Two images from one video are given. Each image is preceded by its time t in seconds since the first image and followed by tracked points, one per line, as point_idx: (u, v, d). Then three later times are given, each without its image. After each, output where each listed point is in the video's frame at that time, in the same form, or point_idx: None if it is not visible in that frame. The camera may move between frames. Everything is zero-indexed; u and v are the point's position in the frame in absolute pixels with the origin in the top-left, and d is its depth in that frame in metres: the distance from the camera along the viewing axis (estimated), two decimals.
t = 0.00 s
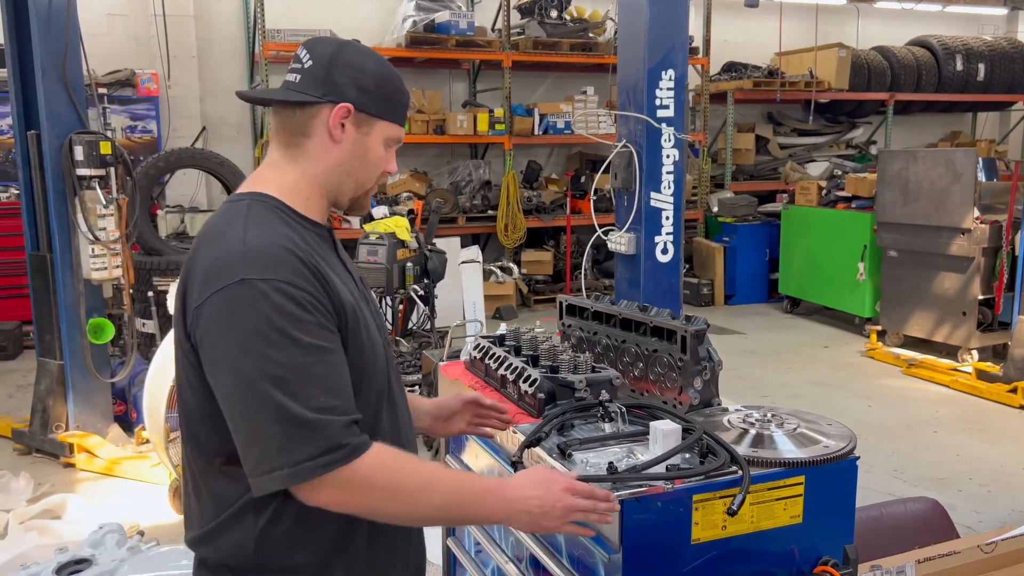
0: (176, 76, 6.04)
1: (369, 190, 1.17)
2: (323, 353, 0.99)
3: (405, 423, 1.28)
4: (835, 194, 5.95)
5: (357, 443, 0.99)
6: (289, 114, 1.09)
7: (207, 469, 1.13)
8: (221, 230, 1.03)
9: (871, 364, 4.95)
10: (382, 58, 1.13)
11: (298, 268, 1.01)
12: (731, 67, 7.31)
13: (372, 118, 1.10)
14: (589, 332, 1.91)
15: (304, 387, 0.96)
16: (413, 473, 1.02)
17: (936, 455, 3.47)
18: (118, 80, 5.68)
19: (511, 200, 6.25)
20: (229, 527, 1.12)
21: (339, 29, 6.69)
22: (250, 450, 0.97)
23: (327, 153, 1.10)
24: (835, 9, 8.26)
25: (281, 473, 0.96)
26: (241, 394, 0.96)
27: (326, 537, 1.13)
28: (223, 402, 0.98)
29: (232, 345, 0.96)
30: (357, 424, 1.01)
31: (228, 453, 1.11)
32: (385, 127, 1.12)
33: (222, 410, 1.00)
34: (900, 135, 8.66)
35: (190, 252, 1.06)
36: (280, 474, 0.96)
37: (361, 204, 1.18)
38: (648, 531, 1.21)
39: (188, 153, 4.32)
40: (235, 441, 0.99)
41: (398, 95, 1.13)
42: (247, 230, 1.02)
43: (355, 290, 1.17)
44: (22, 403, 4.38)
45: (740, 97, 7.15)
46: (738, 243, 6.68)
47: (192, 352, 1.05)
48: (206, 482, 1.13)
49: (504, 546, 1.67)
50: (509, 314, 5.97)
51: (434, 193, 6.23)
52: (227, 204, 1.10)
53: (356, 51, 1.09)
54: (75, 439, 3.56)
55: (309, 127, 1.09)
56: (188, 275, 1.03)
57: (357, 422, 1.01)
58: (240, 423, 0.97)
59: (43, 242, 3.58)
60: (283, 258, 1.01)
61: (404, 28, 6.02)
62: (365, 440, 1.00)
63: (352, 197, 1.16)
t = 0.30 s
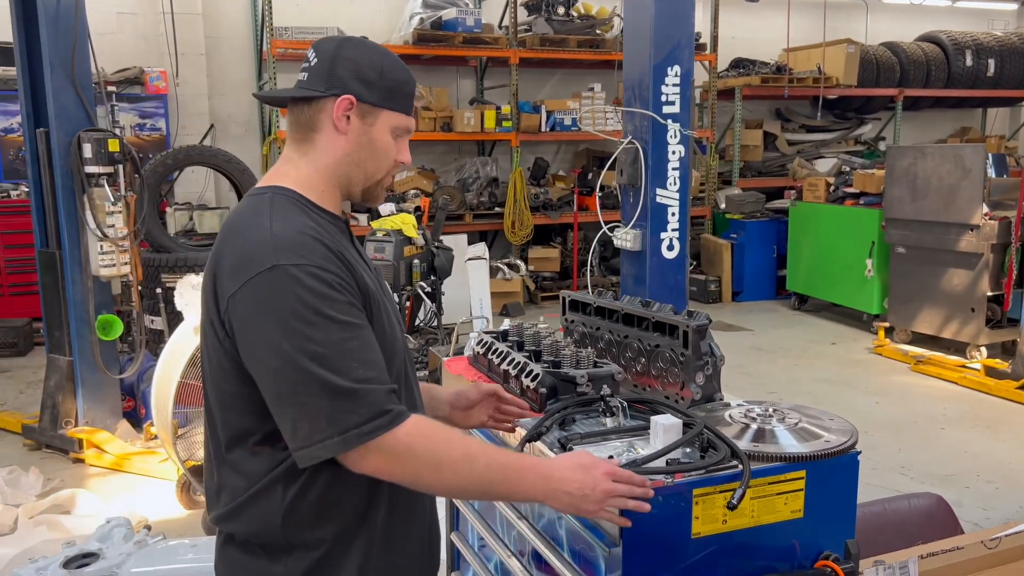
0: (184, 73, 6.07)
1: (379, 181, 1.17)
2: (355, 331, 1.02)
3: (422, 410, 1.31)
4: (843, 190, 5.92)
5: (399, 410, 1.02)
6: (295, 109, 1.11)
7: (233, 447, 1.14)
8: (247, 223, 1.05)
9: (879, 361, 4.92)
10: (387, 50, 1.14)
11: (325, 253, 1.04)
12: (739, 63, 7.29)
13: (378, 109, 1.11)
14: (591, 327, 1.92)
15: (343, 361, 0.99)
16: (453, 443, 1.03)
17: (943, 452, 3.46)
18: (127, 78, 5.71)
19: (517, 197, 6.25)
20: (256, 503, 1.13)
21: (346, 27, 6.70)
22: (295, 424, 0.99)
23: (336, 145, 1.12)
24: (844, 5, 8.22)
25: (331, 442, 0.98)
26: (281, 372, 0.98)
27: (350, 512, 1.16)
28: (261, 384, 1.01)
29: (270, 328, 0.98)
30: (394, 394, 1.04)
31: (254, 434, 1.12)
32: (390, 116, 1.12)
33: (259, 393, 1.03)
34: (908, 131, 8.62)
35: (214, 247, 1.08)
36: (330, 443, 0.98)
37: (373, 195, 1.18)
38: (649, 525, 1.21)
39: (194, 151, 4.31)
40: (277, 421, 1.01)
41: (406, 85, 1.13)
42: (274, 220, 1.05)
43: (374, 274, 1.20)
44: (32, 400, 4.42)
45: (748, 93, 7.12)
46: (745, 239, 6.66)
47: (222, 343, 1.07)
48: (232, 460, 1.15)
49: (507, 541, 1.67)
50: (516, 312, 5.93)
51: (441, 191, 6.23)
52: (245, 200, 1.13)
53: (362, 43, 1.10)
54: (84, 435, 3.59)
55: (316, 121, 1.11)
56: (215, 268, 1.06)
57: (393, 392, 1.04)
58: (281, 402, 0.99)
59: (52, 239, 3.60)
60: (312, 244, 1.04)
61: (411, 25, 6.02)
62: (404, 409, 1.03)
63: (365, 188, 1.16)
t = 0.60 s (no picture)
0: (189, 72, 6.08)
1: (375, 176, 1.15)
2: (347, 325, 1.01)
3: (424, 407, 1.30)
4: (849, 186, 5.90)
5: (386, 405, 1.02)
6: (292, 108, 1.13)
7: (232, 434, 1.15)
8: (244, 218, 1.06)
9: (886, 357, 4.90)
10: (384, 45, 1.13)
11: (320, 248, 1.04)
12: (745, 59, 7.26)
13: (369, 104, 1.10)
14: (594, 323, 1.91)
15: (331, 355, 0.99)
16: (442, 441, 1.02)
17: (950, 449, 3.44)
18: (132, 76, 5.73)
19: (522, 194, 6.24)
20: (253, 491, 1.14)
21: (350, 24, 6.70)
22: (284, 416, 0.99)
23: (330, 142, 1.12)
24: None
25: (317, 435, 0.98)
26: (270, 365, 0.98)
27: (346, 503, 1.16)
28: (253, 376, 1.01)
29: (261, 322, 0.98)
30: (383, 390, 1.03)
31: (254, 423, 1.13)
32: (380, 111, 1.11)
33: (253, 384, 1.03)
34: (916, 127, 8.57)
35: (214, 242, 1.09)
36: (316, 437, 0.98)
37: (370, 190, 1.16)
38: (650, 522, 1.20)
39: (201, 146, 4.35)
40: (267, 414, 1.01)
41: (397, 80, 1.11)
42: (269, 215, 1.05)
43: (372, 272, 1.19)
44: (39, 397, 4.43)
45: (754, 89, 7.09)
46: (751, 236, 6.63)
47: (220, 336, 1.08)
48: (232, 448, 1.16)
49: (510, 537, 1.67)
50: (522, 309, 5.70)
51: (446, 188, 6.23)
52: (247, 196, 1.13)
53: (355, 39, 1.10)
54: (91, 432, 3.60)
55: (310, 119, 1.11)
56: (213, 261, 1.07)
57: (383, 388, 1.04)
58: (271, 396, 1.00)
59: (58, 237, 3.62)
60: (306, 239, 1.04)
61: (415, 22, 6.01)
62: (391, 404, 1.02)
63: (360, 184, 1.16)
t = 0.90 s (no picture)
0: (194, 70, 6.09)
1: (370, 171, 1.14)
2: (308, 332, 0.99)
3: (424, 404, 1.28)
4: (854, 182, 5.88)
5: (331, 416, 0.99)
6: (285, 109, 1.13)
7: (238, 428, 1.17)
8: (239, 214, 1.07)
9: (891, 354, 4.89)
10: (372, 38, 1.12)
11: (299, 249, 1.03)
12: (750, 55, 7.23)
13: (356, 100, 1.09)
14: (600, 321, 1.91)
15: (282, 361, 0.97)
16: (389, 442, 1.00)
17: (957, 446, 3.42)
18: (137, 75, 5.75)
19: (527, 191, 6.23)
20: (252, 485, 1.15)
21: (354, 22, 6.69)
22: (238, 416, 1.00)
23: (321, 141, 1.12)
24: None
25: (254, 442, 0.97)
26: (231, 364, 0.99)
27: (340, 501, 1.16)
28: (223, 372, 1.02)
29: (226, 320, 0.99)
30: (332, 400, 1.00)
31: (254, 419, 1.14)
32: (370, 106, 1.10)
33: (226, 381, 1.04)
34: (921, 122, 8.54)
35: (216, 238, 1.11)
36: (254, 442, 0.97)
37: (366, 186, 1.15)
38: (657, 519, 1.20)
39: (205, 146, 4.34)
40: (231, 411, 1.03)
41: (384, 73, 1.10)
42: (258, 212, 1.06)
43: (372, 275, 1.17)
44: (45, 396, 4.44)
45: (759, 85, 7.07)
46: (756, 233, 6.62)
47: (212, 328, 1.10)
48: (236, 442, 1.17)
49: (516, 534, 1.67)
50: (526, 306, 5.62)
51: (450, 185, 6.22)
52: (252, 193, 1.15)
53: (341, 35, 1.09)
54: (97, 431, 3.61)
55: (302, 120, 1.12)
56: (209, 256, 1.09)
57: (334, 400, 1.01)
58: (232, 394, 1.00)
59: (64, 236, 3.62)
60: (286, 239, 1.03)
61: (419, 20, 6.01)
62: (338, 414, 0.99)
63: (353, 180, 1.15)
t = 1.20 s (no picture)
0: (196, 70, 6.08)
1: (332, 164, 1.16)
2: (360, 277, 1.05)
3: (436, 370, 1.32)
4: (857, 179, 5.87)
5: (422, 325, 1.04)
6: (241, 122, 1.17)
7: (241, 432, 1.16)
8: (225, 219, 1.09)
9: (895, 352, 4.88)
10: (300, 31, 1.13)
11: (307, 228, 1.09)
12: (752, 53, 7.23)
13: (297, 101, 1.11)
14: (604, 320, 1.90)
15: (358, 296, 1.01)
16: (467, 332, 1.04)
17: (961, 444, 3.42)
18: (140, 76, 5.76)
19: (529, 190, 6.22)
20: (262, 485, 1.15)
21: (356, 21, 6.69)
22: (337, 373, 1.00)
23: (277, 143, 1.15)
24: None
25: (380, 367, 0.99)
26: (298, 328, 1.01)
27: (353, 498, 1.18)
28: (283, 352, 1.03)
29: (281, 292, 1.01)
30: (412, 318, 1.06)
31: (260, 423, 1.14)
32: (310, 104, 1.11)
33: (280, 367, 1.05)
34: (924, 119, 8.52)
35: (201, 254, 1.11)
36: (380, 369, 0.99)
37: (334, 178, 1.18)
38: (663, 519, 1.20)
39: (208, 146, 4.34)
40: (316, 382, 1.02)
41: (315, 66, 1.10)
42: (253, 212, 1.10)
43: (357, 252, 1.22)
44: (49, 397, 4.46)
45: (761, 83, 7.06)
46: (760, 230, 6.62)
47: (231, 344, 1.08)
48: (241, 445, 1.17)
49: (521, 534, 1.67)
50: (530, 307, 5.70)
51: (452, 185, 6.21)
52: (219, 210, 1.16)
53: (267, 37, 1.11)
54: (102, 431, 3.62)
55: (257, 130, 1.15)
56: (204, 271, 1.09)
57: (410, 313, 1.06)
58: (311, 357, 1.01)
59: (67, 237, 3.63)
60: (293, 222, 1.08)
61: (421, 19, 6.01)
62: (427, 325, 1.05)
63: (318, 177, 1.17)
